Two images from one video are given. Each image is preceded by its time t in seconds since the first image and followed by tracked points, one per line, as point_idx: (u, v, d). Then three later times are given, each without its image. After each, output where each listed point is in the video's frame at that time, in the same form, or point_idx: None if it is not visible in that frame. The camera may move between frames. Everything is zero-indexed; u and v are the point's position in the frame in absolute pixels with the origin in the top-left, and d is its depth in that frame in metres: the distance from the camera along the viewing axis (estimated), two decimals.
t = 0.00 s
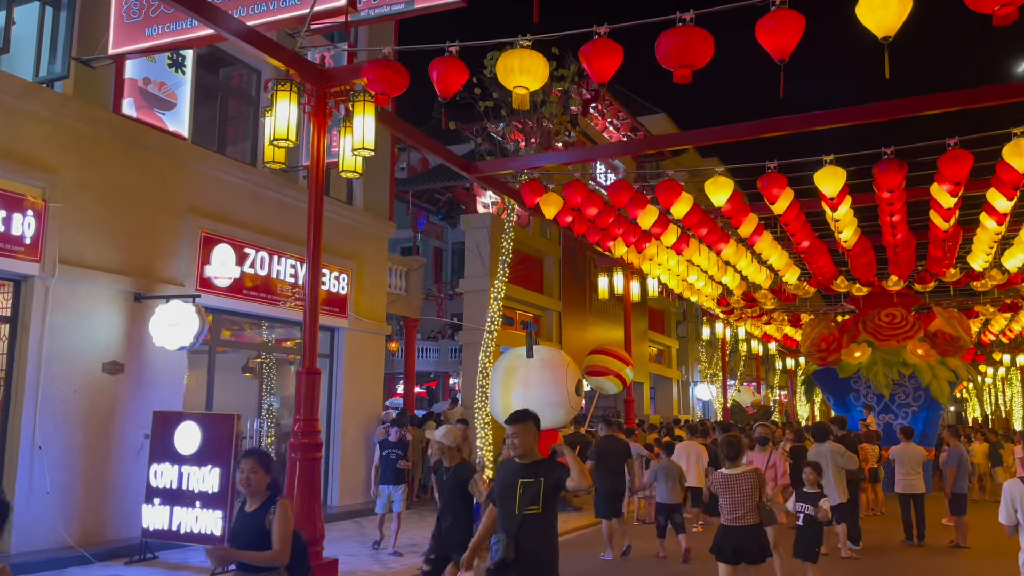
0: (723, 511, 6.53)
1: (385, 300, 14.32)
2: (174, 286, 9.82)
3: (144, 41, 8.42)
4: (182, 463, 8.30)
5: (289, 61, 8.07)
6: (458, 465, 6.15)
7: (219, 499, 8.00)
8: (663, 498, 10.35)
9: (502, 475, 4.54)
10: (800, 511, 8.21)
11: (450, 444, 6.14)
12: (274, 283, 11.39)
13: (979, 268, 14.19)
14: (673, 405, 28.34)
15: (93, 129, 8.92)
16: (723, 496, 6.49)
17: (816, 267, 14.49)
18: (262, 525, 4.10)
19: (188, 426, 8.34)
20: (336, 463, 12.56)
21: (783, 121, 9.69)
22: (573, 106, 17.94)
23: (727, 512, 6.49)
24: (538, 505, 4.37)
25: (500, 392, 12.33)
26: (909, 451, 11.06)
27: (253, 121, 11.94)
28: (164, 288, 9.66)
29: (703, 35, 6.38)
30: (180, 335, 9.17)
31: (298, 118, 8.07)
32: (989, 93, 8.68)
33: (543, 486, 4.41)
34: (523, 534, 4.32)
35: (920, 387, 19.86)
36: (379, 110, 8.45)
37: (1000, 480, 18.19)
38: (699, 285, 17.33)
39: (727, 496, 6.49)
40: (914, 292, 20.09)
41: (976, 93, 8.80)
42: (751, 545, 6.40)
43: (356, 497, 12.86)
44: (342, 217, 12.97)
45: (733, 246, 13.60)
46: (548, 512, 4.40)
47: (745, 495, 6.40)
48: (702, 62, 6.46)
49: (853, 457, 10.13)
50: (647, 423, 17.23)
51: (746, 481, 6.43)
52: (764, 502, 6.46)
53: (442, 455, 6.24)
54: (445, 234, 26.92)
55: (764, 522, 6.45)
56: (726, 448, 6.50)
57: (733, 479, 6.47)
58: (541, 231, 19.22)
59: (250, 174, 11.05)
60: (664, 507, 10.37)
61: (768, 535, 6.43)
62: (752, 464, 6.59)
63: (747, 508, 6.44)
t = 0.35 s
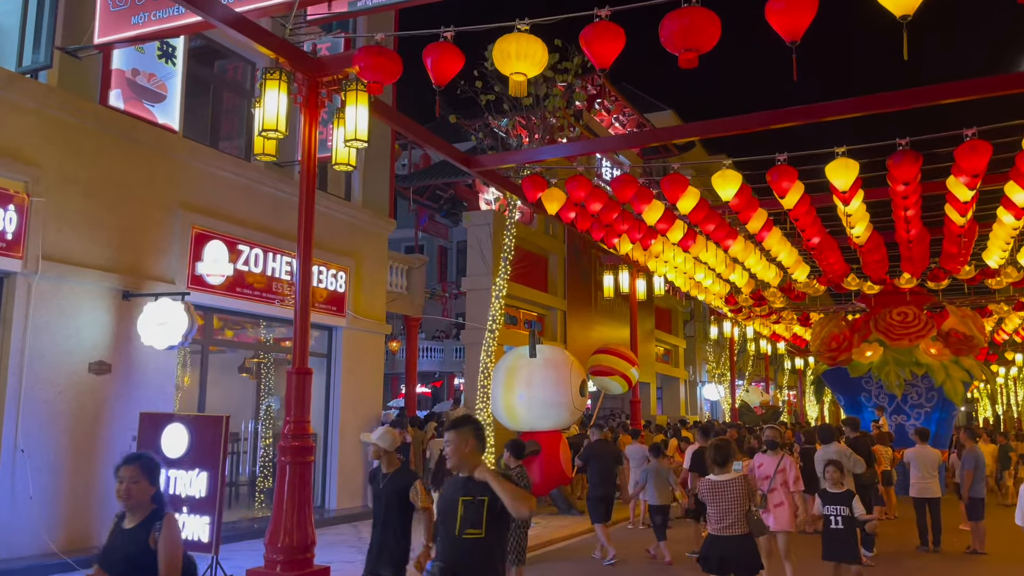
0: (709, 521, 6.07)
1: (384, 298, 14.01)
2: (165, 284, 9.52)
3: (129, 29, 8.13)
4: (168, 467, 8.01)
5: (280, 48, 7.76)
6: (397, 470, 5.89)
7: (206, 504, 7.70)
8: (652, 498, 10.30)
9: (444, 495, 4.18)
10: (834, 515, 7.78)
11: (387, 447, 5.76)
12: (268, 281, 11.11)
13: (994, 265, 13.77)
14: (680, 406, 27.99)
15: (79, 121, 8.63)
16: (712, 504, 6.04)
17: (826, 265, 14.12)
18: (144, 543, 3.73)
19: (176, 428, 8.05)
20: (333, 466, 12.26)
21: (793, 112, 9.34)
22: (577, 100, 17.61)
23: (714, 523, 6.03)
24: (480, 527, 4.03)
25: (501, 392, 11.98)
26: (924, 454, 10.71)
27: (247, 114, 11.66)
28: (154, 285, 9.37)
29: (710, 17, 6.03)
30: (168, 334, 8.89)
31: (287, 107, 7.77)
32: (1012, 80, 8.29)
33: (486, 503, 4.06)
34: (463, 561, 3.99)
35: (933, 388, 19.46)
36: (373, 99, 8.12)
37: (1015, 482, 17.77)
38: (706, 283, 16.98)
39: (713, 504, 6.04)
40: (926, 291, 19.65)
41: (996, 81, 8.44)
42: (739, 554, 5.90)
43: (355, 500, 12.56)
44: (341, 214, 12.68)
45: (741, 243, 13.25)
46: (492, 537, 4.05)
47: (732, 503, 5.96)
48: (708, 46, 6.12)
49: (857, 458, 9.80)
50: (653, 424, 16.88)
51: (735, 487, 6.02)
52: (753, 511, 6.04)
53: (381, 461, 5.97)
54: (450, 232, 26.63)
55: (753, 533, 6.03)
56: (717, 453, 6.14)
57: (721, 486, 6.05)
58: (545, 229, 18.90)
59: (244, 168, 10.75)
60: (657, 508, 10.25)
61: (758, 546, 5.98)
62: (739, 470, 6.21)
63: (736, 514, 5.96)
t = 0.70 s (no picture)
0: (701, 523, 5.78)
1: (382, 294, 13.75)
2: (152, 278, 9.27)
3: (113, 15, 7.89)
4: (152, 466, 7.77)
5: (267, 33, 7.50)
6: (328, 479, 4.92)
7: (190, 505, 7.45)
8: (632, 496, 10.35)
9: (368, 503, 3.57)
10: (854, 517, 7.48)
11: (314, 458, 5.01)
12: (261, 276, 10.86)
13: (1006, 261, 13.43)
14: (685, 405, 27.69)
15: (62, 110, 8.39)
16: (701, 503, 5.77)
17: (833, 260, 13.81)
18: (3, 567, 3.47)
19: (160, 426, 7.80)
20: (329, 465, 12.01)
21: (798, 101, 9.04)
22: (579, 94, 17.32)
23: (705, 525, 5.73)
24: (391, 545, 3.39)
25: (500, 391, 11.68)
26: (935, 453, 10.40)
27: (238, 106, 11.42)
28: (140, 280, 9.12)
29: None
30: (154, 329, 8.66)
31: (274, 94, 7.51)
32: None
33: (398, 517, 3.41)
34: None
35: (942, 386, 19.10)
36: (363, 86, 7.84)
37: None
38: (711, 280, 16.68)
39: (705, 505, 5.76)
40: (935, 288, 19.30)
41: (1009, 65, 8.11)
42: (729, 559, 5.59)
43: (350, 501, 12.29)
44: (337, 209, 12.43)
45: (746, 237, 12.95)
46: (403, 559, 3.38)
47: (723, 504, 5.67)
48: (708, 25, 5.83)
49: (865, 456, 9.62)
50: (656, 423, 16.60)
51: (726, 486, 5.72)
52: (747, 512, 5.76)
53: (311, 473, 5.08)
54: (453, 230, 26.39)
55: (747, 535, 5.72)
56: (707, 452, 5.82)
57: (712, 485, 5.76)
58: (548, 225, 18.64)
59: (235, 160, 10.49)
60: (635, 505, 10.35)
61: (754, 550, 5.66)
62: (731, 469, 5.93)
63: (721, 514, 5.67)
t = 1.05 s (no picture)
0: (697, 530, 5.50)
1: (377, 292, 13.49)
2: (137, 275, 9.04)
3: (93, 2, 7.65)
4: (132, 468, 7.52)
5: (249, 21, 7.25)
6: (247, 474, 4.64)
7: (169, 508, 7.20)
8: (608, 496, 10.02)
9: (260, 505, 3.20)
10: (855, 518, 7.19)
11: (231, 456, 4.69)
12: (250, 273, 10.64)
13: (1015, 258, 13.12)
14: (689, 406, 27.38)
15: (42, 102, 8.15)
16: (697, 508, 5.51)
17: (839, 258, 13.51)
18: None
19: (140, 426, 7.55)
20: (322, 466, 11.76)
21: (800, 91, 8.75)
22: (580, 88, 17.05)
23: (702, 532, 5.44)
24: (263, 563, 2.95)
25: (499, 391, 11.40)
26: (943, 455, 10.10)
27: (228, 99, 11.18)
28: (125, 277, 8.88)
29: None
30: (136, 327, 8.42)
31: (257, 84, 7.26)
32: None
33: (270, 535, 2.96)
34: None
35: (950, 386, 18.78)
36: (350, 75, 7.59)
37: None
38: (714, 278, 16.40)
39: (699, 511, 5.48)
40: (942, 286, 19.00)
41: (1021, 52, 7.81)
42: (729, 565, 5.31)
43: (344, 503, 12.04)
44: (330, 205, 12.19)
45: (749, 234, 12.66)
46: None
47: (720, 509, 5.41)
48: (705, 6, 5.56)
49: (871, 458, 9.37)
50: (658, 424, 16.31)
51: (722, 490, 5.46)
52: (742, 517, 5.51)
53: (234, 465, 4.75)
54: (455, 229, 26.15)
55: (744, 542, 5.46)
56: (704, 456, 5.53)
57: (706, 489, 5.50)
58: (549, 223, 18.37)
59: (223, 154, 10.26)
60: (612, 507, 10.01)
61: (751, 557, 5.38)
62: (728, 472, 5.66)
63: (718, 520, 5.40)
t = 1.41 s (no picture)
0: (697, 542, 5.19)
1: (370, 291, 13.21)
2: (118, 272, 8.76)
3: None
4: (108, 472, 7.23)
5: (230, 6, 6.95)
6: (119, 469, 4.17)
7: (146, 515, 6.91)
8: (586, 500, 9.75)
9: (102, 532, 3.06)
10: (860, 527, 6.86)
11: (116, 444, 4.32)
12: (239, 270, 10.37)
13: None
14: (691, 406, 27.06)
15: (17, 94, 7.85)
16: (699, 519, 5.18)
17: (844, 255, 13.19)
18: None
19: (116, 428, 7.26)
20: (313, 468, 11.47)
21: (804, 80, 8.42)
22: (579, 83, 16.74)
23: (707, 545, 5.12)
24: None
25: (492, 391, 11.09)
26: (952, 458, 9.78)
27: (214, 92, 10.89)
28: (105, 274, 8.60)
29: None
30: (115, 326, 8.15)
31: (234, 70, 6.97)
32: None
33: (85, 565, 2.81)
34: None
35: (957, 386, 18.44)
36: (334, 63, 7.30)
37: None
38: (716, 276, 16.08)
39: (701, 521, 5.17)
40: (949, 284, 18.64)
41: None
42: None
43: (335, 506, 11.76)
44: (321, 200, 11.90)
45: (750, 229, 12.34)
46: None
47: (726, 521, 5.09)
48: None
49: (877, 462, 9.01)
50: (659, 425, 16.01)
51: (728, 500, 5.14)
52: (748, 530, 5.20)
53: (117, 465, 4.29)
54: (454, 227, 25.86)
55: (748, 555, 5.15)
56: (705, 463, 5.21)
57: (709, 498, 5.18)
58: (548, 220, 18.06)
59: (208, 148, 9.97)
60: (591, 511, 9.73)
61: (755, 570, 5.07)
62: (733, 481, 5.33)
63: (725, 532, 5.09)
